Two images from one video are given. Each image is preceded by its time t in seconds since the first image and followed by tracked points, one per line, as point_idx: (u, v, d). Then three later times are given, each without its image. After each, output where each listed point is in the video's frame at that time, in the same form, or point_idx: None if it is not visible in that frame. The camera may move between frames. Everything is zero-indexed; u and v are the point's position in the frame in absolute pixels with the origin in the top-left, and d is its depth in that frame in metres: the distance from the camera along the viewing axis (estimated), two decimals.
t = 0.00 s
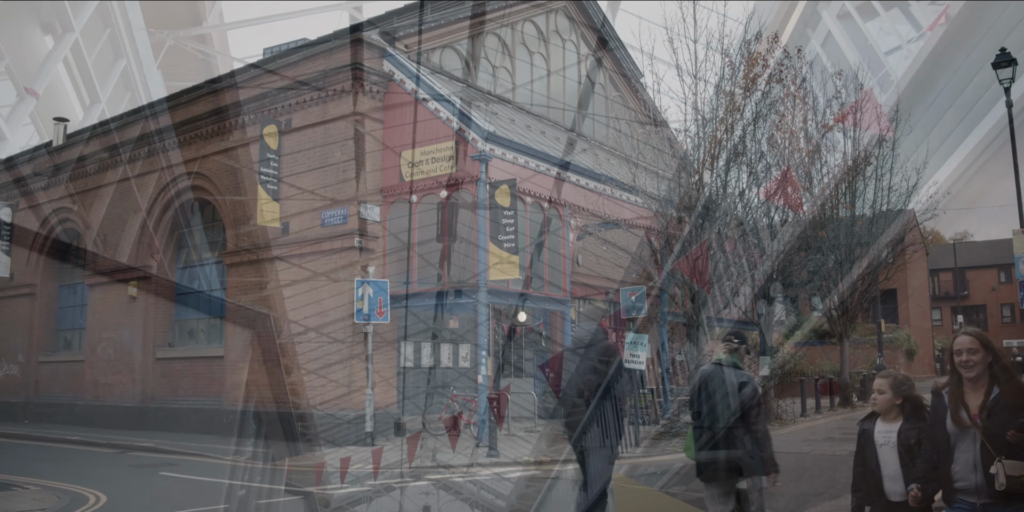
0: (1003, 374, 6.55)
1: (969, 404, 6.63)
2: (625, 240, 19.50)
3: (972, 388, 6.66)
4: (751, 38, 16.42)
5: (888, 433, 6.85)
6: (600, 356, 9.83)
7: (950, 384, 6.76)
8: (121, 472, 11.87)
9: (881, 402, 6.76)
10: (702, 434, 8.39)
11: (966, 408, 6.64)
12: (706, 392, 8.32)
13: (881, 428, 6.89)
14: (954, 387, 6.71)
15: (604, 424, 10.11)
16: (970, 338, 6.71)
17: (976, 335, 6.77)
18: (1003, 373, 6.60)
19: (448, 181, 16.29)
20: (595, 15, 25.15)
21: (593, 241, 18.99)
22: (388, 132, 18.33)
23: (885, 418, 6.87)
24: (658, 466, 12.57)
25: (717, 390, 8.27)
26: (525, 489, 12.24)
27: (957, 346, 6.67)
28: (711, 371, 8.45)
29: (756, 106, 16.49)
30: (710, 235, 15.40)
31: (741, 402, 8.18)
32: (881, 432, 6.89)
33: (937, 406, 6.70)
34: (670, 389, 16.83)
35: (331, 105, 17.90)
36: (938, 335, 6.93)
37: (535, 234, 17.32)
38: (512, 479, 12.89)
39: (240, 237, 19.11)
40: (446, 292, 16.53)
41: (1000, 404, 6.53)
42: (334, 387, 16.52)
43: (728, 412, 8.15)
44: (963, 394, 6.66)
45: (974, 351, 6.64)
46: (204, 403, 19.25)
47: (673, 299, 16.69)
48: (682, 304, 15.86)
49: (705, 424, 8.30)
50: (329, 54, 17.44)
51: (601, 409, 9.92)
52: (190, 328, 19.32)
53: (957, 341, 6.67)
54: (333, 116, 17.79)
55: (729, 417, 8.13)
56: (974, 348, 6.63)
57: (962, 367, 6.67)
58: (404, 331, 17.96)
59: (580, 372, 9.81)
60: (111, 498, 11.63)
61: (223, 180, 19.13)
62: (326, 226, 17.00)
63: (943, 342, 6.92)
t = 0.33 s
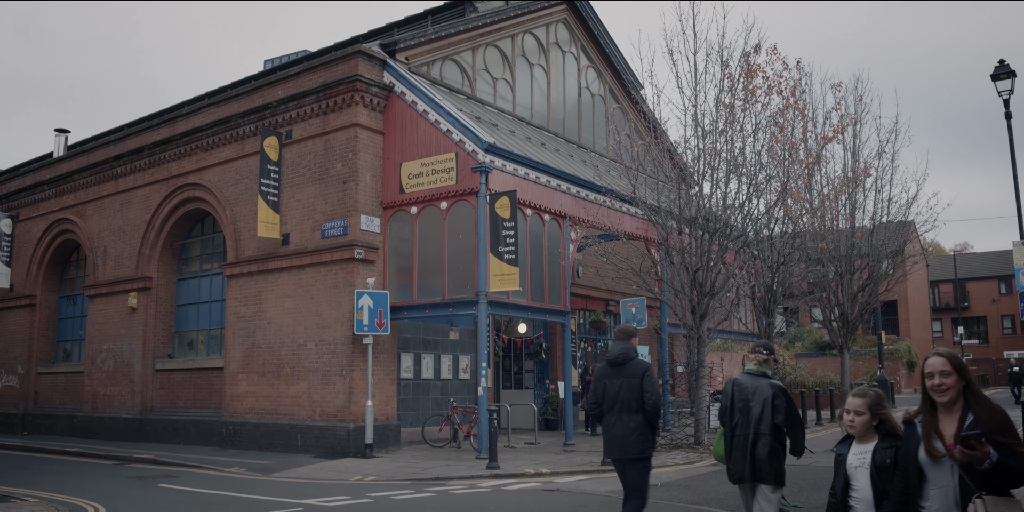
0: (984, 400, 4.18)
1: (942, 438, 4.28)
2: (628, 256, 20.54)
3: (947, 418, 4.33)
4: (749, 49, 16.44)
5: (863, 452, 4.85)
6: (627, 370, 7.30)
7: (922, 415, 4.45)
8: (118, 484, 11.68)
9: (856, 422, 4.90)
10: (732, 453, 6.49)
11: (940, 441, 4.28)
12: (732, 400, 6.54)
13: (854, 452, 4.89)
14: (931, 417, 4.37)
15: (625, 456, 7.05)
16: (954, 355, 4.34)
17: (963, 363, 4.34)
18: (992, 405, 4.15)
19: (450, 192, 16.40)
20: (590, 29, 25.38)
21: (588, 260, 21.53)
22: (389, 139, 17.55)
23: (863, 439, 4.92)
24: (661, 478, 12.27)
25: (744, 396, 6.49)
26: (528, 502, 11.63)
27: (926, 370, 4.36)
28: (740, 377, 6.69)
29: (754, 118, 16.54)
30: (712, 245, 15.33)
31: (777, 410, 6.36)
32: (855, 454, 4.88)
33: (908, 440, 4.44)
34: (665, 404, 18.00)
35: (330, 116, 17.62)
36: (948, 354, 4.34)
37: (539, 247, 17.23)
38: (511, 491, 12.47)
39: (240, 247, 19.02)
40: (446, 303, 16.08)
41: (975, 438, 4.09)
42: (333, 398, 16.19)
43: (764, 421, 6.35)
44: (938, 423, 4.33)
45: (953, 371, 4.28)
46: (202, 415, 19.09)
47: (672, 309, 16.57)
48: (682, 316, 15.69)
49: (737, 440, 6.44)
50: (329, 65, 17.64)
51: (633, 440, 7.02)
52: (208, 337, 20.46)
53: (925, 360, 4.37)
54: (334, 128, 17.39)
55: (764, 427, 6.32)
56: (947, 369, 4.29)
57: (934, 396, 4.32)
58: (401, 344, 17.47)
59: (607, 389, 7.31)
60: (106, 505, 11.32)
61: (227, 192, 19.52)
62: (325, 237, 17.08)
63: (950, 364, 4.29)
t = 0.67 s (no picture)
0: (960, 411, 3.73)
1: (913, 453, 3.83)
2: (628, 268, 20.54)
3: (917, 430, 3.88)
4: (749, 62, 16.51)
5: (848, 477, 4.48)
6: (654, 381, 7.79)
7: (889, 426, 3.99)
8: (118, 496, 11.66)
9: (853, 445, 4.54)
10: (757, 458, 6.84)
11: (907, 453, 3.84)
12: (755, 408, 6.92)
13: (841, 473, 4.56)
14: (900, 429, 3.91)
15: (650, 463, 7.51)
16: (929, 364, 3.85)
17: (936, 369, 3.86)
18: (970, 417, 3.70)
19: (451, 205, 16.42)
20: (590, 42, 25.49)
21: (588, 272, 21.59)
22: (390, 151, 17.60)
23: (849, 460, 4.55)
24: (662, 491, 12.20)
25: (766, 404, 6.88)
26: None
27: (898, 381, 3.85)
28: (761, 388, 7.09)
29: (754, 130, 16.58)
30: (712, 257, 15.34)
31: (797, 417, 6.75)
32: (840, 476, 4.53)
33: (872, 453, 3.98)
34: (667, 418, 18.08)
35: (330, 128, 17.69)
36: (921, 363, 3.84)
37: (542, 259, 17.24)
38: (511, 503, 12.43)
39: (240, 260, 19.05)
40: (446, 315, 16.06)
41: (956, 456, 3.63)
42: (334, 410, 16.18)
43: (785, 426, 6.72)
44: (906, 432, 3.88)
45: (929, 381, 3.80)
46: (202, 427, 19.04)
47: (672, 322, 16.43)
48: (682, 328, 15.63)
49: (762, 445, 6.80)
50: (330, 78, 17.72)
51: (658, 447, 7.49)
52: (207, 349, 20.45)
53: (896, 371, 3.87)
54: (335, 140, 17.43)
55: (786, 432, 6.70)
56: (924, 382, 3.80)
57: (909, 411, 3.84)
58: (400, 357, 17.45)
59: (635, 399, 7.82)
60: None
61: (228, 204, 19.54)
62: (325, 249, 17.09)
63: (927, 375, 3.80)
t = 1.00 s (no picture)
0: (929, 428, 3.35)
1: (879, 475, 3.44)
2: (628, 279, 20.60)
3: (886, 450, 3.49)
4: (749, 74, 16.56)
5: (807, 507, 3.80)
6: (693, 390, 7.92)
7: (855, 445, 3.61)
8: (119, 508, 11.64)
9: (819, 466, 3.77)
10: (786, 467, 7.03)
11: (872, 476, 3.44)
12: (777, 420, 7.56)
13: (797, 505, 3.83)
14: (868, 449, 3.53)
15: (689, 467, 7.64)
16: (897, 376, 3.47)
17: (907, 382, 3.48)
18: (943, 433, 3.34)
19: (451, 216, 16.42)
20: (590, 54, 25.59)
21: (588, 284, 21.61)
22: (390, 163, 17.64)
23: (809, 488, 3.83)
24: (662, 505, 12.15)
25: (787, 417, 7.53)
26: None
27: (864, 400, 3.48)
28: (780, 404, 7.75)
29: (754, 142, 16.62)
30: (712, 269, 15.32)
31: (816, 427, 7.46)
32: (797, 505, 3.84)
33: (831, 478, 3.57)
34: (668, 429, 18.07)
35: (330, 140, 17.73)
36: (891, 379, 3.47)
37: (542, 271, 17.22)
38: None
39: (240, 272, 19.04)
40: (446, 327, 16.04)
41: (925, 479, 3.29)
42: (334, 422, 16.14)
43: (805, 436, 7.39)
44: (870, 454, 3.48)
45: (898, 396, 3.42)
46: (201, 440, 18.98)
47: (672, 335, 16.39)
48: (682, 341, 15.57)
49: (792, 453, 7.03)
50: (330, 90, 17.78)
51: (698, 453, 7.62)
52: (207, 361, 20.42)
53: (860, 386, 3.49)
54: (335, 152, 17.47)
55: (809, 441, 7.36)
56: (890, 395, 3.42)
57: (875, 429, 3.46)
58: (400, 368, 17.42)
59: (673, 407, 7.94)
60: None
61: (228, 216, 19.56)
62: (325, 261, 17.09)
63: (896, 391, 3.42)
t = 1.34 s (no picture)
0: (882, 448, 3.20)
1: (829, 506, 3.26)
2: (628, 289, 20.60)
3: (838, 477, 3.32)
4: (748, 84, 16.62)
5: None
6: (717, 405, 8.16)
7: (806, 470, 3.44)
8: None
9: (759, 474, 3.67)
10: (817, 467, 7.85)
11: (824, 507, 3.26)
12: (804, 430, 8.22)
13: None
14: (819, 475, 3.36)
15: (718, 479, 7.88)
16: (845, 392, 3.32)
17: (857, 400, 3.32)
18: (897, 457, 3.19)
19: (452, 227, 16.44)
20: (590, 65, 25.67)
21: (589, 294, 21.61)
22: (391, 173, 17.67)
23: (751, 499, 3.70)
24: None
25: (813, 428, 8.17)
26: None
27: (807, 414, 3.33)
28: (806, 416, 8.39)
29: (754, 152, 16.67)
30: (712, 279, 15.31)
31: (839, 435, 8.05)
32: None
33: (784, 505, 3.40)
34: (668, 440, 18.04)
35: (330, 150, 17.78)
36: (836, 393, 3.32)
37: (543, 281, 17.25)
38: None
39: (240, 282, 19.05)
40: (446, 337, 16.02)
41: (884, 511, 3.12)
42: (334, 432, 16.13)
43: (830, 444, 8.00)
44: (823, 482, 3.31)
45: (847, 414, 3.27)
46: (200, 450, 18.94)
47: (672, 343, 16.34)
48: (682, 351, 15.54)
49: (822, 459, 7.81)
50: (331, 100, 17.83)
51: (724, 467, 7.86)
52: (207, 371, 20.39)
53: (804, 399, 3.35)
54: (335, 162, 17.50)
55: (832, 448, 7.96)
56: (834, 409, 3.29)
57: (819, 449, 3.30)
58: (400, 378, 17.40)
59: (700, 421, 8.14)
60: None
61: (228, 226, 19.62)
62: (325, 271, 17.10)
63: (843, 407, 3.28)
